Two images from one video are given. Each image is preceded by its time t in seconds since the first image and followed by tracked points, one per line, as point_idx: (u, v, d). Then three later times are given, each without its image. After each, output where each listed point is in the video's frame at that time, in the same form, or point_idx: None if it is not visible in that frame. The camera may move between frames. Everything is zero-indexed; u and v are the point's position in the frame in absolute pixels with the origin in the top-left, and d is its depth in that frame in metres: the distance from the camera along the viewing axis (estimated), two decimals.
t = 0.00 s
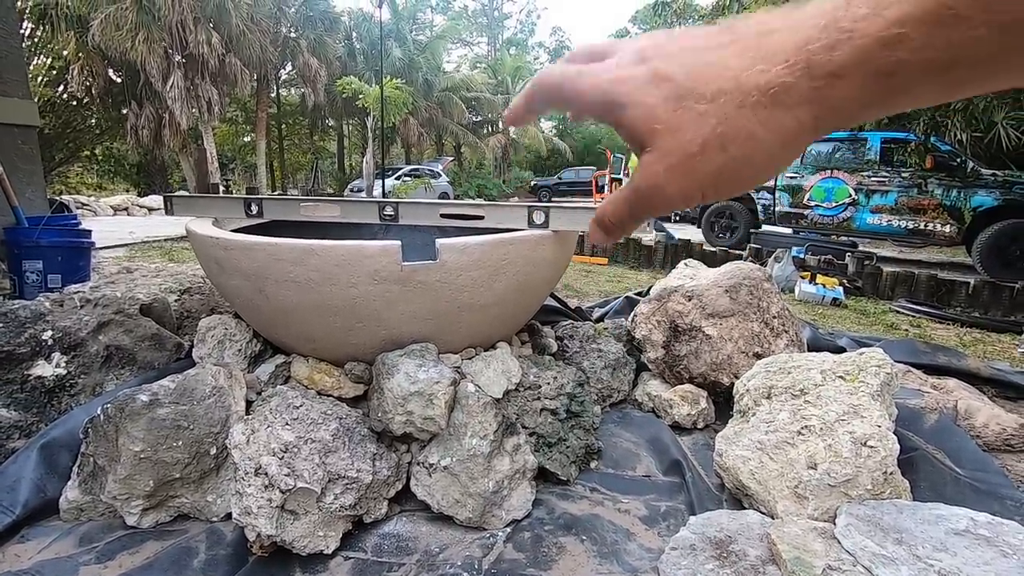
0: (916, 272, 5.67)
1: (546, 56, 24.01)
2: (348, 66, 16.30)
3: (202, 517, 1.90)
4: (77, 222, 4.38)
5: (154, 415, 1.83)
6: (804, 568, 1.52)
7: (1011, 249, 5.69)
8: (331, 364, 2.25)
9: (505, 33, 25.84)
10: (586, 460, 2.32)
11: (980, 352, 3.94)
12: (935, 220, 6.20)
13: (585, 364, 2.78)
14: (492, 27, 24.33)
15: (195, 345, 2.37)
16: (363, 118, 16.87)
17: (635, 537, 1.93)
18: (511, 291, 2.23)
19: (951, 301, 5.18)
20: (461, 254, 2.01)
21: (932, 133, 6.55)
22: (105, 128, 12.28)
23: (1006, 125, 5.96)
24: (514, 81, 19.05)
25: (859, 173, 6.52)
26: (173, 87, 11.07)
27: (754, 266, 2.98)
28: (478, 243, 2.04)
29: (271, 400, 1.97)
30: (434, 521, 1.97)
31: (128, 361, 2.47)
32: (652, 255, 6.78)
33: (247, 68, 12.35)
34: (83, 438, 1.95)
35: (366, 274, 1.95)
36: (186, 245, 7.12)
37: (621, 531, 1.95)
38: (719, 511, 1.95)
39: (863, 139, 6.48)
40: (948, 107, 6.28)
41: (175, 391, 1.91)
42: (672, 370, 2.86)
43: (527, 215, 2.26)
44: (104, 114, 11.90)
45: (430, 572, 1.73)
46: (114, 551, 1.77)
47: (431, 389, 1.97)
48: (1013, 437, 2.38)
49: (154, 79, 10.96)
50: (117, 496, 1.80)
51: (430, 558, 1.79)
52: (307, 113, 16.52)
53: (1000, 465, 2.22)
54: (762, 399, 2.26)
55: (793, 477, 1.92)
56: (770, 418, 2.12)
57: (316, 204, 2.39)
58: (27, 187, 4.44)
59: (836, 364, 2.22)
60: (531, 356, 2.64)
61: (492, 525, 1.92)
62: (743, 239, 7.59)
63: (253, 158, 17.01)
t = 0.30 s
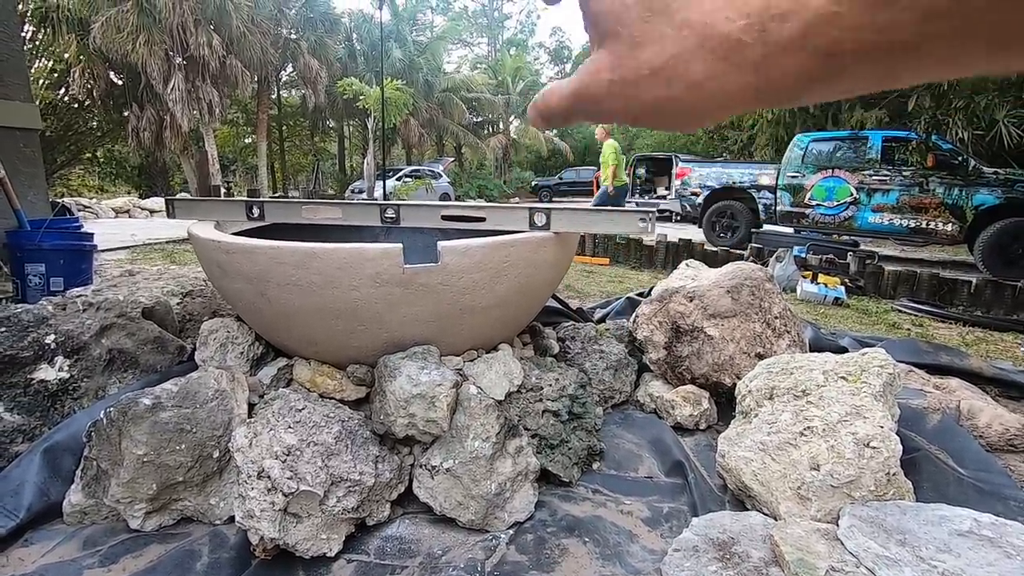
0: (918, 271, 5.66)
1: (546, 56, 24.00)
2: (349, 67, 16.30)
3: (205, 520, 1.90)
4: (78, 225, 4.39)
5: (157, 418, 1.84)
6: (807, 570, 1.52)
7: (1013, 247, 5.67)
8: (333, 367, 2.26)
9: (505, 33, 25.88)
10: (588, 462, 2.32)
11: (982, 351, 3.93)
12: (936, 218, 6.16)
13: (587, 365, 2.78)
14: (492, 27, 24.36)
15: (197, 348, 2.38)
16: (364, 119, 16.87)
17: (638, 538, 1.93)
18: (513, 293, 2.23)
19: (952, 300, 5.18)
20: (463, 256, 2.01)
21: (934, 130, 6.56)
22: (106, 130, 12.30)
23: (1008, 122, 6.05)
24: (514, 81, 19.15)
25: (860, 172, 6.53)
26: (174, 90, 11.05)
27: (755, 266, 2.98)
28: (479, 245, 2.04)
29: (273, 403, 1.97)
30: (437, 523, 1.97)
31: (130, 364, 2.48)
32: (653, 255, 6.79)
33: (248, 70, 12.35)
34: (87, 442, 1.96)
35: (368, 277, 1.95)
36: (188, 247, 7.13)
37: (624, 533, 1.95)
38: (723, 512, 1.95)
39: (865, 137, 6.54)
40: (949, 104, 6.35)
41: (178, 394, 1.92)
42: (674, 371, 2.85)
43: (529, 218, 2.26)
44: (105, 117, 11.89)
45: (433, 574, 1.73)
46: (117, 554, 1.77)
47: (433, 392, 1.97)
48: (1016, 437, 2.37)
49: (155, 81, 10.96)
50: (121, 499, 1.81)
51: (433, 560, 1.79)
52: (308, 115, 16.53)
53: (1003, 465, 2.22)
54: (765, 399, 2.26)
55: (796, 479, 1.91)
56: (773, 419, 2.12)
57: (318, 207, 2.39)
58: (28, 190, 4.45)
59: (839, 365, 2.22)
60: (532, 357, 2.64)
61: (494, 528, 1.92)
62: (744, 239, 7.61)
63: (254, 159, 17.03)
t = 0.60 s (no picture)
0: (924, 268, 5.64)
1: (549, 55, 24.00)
2: (353, 66, 16.34)
3: (212, 512, 1.91)
4: (86, 222, 4.41)
5: (165, 410, 1.85)
6: (813, 561, 1.52)
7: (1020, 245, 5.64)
8: (340, 361, 2.27)
9: (509, 32, 25.97)
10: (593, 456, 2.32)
11: (988, 348, 3.89)
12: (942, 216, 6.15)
13: (592, 360, 2.74)
14: (496, 26, 24.47)
15: (204, 342, 2.39)
16: (368, 117, 16.89)
17: (643, 531, 1.93)
18: (518, 287, 2.24)
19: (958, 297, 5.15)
20: (468, 249, 2.02)
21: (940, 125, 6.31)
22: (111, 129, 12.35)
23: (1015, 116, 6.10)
24: (518, 79, 19.14)
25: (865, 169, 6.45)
26: (178, 89, 11.11)
27: (760, 261, 2.97)
28: (484, 238, 2.04)
29: (280, 396, 1.98)
30: (442, 515, 1.98)
31: (138, 358, 2.49)
32: (657, 252, 6.80)
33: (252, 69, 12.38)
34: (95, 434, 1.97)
35: (374, 270, 1.96)
36: (194, 244, 7.17)
37: (629, 526, 1.95)
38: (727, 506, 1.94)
39: (870, 135, 6.53)
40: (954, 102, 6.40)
41: (185, 386, 1.93)
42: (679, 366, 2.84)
43: (534, 211, 2.24)
44: (111, 116, 11.94)
45: (439, 565, 1.74)
46: (126, 544, 1.78)
47: (439, 384, 1.98)
48: (1023, 432, 2.36)
49: (160, 80, 11.03)
50: (129, 490, 1.83)
51: (439, 552, 1.80)
52: (311, 113, 16.59)
53: (1010, 460, 2.21)
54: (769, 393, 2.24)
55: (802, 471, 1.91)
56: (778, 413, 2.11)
57: (324, 201, 2.40)
58: (36, 187, 4.49)
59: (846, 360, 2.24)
60: (537, 351, 2.65)
61: (499, 520, 1.93)
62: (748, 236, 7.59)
63: (258, 158, 17.08)
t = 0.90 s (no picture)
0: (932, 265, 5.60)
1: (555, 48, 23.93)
2: (358, 59, 16.33)
3: (223, 500, 1.92)
4: (94, 213, 4.42)
5: (177, 399, 1.87)
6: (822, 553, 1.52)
7: None
8: (349, 352, 2.27)
9: (514, 25, 25.90)
10: (601, 448, 2.32)
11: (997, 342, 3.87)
12: (952, 211, 6.07)
13: (599, 352, 2.77)
14: (501, 19, 24.39)
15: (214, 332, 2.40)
16: (373, 110, 16.88)
17: (652, 522, 1.93)
18: (527, 279, 2.23)
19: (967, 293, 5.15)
20: (477, 240, 2.02)
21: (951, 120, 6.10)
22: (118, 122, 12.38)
23: None
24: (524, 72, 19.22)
25: (874, 164, 6.46)
26: (184, 81, 11.12)
27: (768, 254, 2.96)
28: (493, 229, 2.04)
29: (291, 385, 2.00)
30: (451, 506, 1.99)
31: (149, 348, 2.51)
32: (664, 245, 6.78)
33: (258, 61, 12.37)
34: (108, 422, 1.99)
35: (384, 261, 1.96)
36: (202, 237, 7.20)
37: (638, 517, 1.95)
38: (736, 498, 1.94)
39: (879, 129, 6.45)
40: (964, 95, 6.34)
41: (196, 375, 1.94)
42: (686, 359, 2.84)
43: (544, 202, 2.26)
44: (117, 109, 11.95)
45: (448, 554, 1.75)
46: (139, 532, 1.80)
47: (448, 375, 1.99)
48: None
49: (166, 73, 11.05)
50: (141, 478, 1.84)
51: (448, 541, 1.81)
52: (317, 107, 16.59)
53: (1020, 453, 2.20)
54: (779, 386, 2.25)
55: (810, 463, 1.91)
56: (787, 406, 2.12)
57: (333, 193, 2.40)
58: (46, 180, 4.51)
59: (854, 353, 2.26)
60: (545, 343, 2.65)
61: (508, 511, 1.94)
62: (755, 230, 7.56)
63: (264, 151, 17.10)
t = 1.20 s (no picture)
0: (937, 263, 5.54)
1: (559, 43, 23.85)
2: (362, 53, 16.31)
3: (225, 491, 1.93)
4: (97, 206, 4.43)
5: (180, 390, 1.87)
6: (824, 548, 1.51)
7: None
8: (351, 344, 2.28)
9: (519, 19, 25.82)
10: (602, 441, 2.32)
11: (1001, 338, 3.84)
12: (958, 208, 6.07)
13: (601, 347, 2.77)
14: (505, 13, 24.29)
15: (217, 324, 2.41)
16: (377, 104, 16.86)
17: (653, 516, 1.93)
18: (529, 273, 2.23)
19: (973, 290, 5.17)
20: (479, 232, 2.01)
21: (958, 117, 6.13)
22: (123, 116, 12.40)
23: None
24: (528, 67, 19.20)
25: (879, 160, 6.41)
26: (188, 75, 11.13)
27: (772, 249, 2.95)
28: (496, 222, 2.04)
29: (293, 376, 2.01)
30: (453, 498, 2.00)
31: (152, 340, 2.49)
32: (667, 241, 6.76)
33: (262, 55, 12.36)
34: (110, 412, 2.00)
35: (386, 253, 1.96)
36: (205, 230, 7.21)
37: (638, 510, 1.96)
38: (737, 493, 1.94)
39: (885, 124, 6.39)
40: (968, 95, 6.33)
41: (199, 366, 1.95)
42: (689, 354, 2.83)
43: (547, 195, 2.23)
44: (122, 102, 11.96)
45: (450, 546, 1.75)
46: (142, 521, 1.81)
47: (450, 367, 1.99)
48: None
49: (170, 66, 11.07)
50: (144, 468, 1.85)
51: (449, 533, 1.82)
52: (320, 100, 16.56)
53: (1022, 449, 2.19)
54: (782, 380, 2.23)
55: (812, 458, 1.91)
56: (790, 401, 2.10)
57: (335, 185, 2.40)
58: (49, 172, 4.51)
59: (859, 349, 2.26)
60: (547, 337, 2.65)
61: (509, 503, 1.94)
62: (759, 226, 7.53)
63: (268, 145, 17.11)
